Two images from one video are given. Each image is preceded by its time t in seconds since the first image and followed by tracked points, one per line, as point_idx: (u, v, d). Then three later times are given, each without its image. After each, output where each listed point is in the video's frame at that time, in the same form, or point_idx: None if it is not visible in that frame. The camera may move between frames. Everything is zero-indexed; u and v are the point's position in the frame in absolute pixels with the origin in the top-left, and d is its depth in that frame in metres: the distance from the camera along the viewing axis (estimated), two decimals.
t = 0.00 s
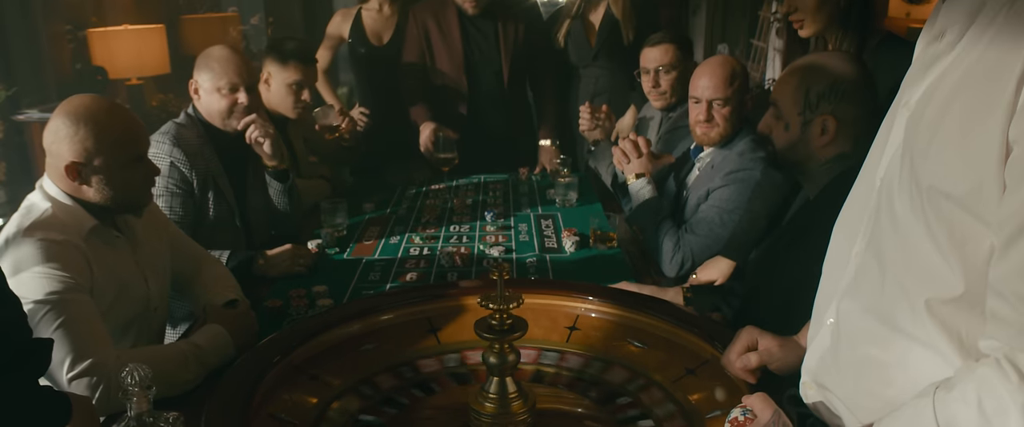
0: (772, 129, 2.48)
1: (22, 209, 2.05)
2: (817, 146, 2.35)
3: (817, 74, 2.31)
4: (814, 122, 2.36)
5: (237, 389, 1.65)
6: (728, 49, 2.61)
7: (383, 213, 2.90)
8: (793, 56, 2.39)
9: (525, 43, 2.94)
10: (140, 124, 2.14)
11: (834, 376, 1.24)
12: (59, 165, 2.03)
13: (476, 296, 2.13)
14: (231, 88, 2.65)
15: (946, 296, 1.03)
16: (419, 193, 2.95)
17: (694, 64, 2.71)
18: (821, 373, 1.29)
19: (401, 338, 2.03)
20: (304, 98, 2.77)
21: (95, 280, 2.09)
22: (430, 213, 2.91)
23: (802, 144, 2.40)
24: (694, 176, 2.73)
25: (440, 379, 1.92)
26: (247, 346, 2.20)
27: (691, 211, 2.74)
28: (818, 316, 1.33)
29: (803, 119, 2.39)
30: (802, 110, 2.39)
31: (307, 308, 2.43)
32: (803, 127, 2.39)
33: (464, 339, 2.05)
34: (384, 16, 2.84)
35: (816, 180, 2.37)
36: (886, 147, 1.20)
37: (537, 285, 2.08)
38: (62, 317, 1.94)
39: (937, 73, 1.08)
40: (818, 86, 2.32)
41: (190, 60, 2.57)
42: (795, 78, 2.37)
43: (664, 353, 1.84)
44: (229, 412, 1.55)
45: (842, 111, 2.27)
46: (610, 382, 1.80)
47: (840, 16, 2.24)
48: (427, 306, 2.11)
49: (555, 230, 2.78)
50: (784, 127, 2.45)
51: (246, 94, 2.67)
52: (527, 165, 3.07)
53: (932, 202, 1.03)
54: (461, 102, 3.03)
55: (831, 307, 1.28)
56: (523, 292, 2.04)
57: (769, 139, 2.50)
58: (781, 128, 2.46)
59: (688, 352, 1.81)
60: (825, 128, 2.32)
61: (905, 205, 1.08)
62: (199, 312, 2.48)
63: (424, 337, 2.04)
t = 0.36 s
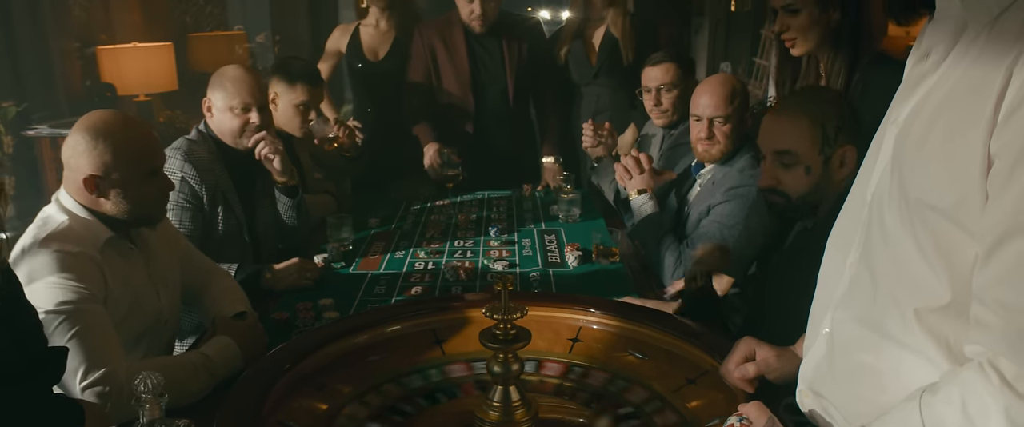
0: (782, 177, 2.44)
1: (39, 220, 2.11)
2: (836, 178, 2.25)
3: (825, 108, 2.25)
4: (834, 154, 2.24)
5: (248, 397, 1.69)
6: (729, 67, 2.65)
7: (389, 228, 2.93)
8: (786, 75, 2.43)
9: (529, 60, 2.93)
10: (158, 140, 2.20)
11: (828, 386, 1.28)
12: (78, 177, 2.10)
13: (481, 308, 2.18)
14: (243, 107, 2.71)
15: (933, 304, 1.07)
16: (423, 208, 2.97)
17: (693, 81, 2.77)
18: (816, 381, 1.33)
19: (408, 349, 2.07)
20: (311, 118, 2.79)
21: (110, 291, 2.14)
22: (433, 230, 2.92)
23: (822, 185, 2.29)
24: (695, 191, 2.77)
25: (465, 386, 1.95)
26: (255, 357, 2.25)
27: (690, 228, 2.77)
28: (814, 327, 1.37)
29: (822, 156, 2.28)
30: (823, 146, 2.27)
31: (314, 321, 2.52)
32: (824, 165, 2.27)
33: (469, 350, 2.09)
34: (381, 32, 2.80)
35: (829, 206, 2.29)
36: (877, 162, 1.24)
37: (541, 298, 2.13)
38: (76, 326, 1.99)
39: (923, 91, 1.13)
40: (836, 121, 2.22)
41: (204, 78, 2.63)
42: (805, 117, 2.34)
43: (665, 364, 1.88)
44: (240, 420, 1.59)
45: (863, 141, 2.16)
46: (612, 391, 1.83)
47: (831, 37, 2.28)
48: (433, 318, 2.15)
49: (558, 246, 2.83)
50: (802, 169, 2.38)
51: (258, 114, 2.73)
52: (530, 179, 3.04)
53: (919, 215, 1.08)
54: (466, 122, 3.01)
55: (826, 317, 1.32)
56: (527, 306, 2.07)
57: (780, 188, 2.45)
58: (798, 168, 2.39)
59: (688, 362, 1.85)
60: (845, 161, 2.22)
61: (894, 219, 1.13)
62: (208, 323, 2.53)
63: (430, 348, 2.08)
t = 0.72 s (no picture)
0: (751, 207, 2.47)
1: (56, 226, 2.15)
2: (807, 209, 2.26)
3: (802, 140, 2.29)
4: (808, 185, 2.25)
5: (260, 399, 1.73)
6: (734, 77, 2.65)
7: (397, 236, 2.96)
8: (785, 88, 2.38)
9: (534, 71, 3.00)
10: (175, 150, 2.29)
11: (824, 385, 1.32)
12: (97, 184, 2.14)
13: (489, 313, 2.22)
14: (252, 116, 2.76)
15: (923, 305, 1.12)
16: (430, 216, 3.02)
17: (696, 93, 2.80)
18: (812, 381, 1.37)
19: (416, 352, 2.11)
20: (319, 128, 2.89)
21: (123, 296, 2.20)
22: (441, 237, 2.95)
23: (794, 216, 2.30)
24: (698, 201, 2.78)
25: (466, 388, 2.00)
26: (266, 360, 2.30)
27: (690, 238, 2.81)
28: (810, 328, 1.42)
29: (793, 191, 2.29)
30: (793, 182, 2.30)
31: (322, 326, 2.48)
32: (794, 198, 2.30)
33: (477, 354, 2.13)
34: (386, 42, 2.88)
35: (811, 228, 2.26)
36: (870, 169, 1.28)
37: (547, 304, 2.17)
38: (93, 328, 2.04)
39: (914, 101, 1.17)
40: (806, 155, 2.26)
41: (214, 87, 2.68)
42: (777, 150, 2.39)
43: (667, 368, 1.92)
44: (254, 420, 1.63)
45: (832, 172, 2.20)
46: (616, 394, 1.87)
47: (825, 47, 2.22)
48: (441, 323, 2.20)
49: (564, 254, 2.83)
50: (774, 202, 2.39)
51: (266, 122, 2.78)
52: (536, 189, 3.08)
53: (910, 220, 1.12)
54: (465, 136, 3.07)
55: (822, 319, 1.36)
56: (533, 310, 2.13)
57: (751, 220, 2.48)
58: (768, 202, 2.41)
59: (690, 366, 1.89)
60: (816, 194, 2.23)
61: (886, 224, 1.17)
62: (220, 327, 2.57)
63: (438, 352, 2.13)
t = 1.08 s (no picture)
0: (728, 210, 2.71)
1: (67, 237, 2.19)
2: (779, 222, 2.56)
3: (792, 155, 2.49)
4: (775, 202, 2.56)
5: (267, 408, 1.78)
6: (735, 95, 2.72)
7: (399, 252, 2.98)
8: (783, 102, 2.51)
9: (535, 89, 2.98)
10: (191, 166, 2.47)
11: (815, 390, 1.38)
12: (113, 193, 2.26)
13: (491, 325, 2.27)
14: (255, 135, 2.71)
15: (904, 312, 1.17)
16: (433, 233, 3.01)
17: (694, 110, 2.86)
18: (803, 388, 1.42)
19: (420, 362, 2.16)
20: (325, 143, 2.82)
21: (132, 306, 2.26)
22: (443, 252, 2.98)
23: (765, 224, 2.60)
24: (696, 216, 2.85)
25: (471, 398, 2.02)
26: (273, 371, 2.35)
27: (679, 251, 2.89)
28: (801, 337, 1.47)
29: (763, 200, 2.60)
30: (762, 192, 2.60)
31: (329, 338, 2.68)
32: (764, 208, 2.60)
33: (480, 365, 2.16)
34: (393, 62, 2.84)
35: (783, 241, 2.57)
36: (854, 183, 1.34)
37: (548, 316, 2.22)
38: (104, 338, 2.13)
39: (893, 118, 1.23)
40: (779, 169, 2.56)
41: (216, 105, 2.63)
42: (749, 162, 2.64)
43: (666, 378, 1.96)
44: None
45: (802, 190, 2.50)
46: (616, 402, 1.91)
47: (825, 64, 2.34)
48: (444, 334, 2.24)
49: (565, 268, 2.92)
50: (743, 208, 2.67)
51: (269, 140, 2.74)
52: (537, 205, 3.08)
53: (891, 231, 1.18)
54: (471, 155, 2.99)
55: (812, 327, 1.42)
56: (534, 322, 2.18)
57: (725, 221, 2.73)
58: (740, 207, 2.68)
59: (688, 376, 1.95)
60: (785, 208, 2.54)
61: (868, 235, 1.23)
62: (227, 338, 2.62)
63: (442, 363, 2.17)
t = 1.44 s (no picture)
0: (725, 238, 2.88)
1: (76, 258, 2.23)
2: (772, 242, 2.76)
3: (785, 183, 2.70)
4: (766, 223, 2.77)
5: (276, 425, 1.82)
6: (735, 119, 2.82)
7: (403, 273, 3.01)
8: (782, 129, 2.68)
9: (534, 112, 2.97)
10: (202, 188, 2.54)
11: (808, 405, 1.42)
12: (125, 217, 2.31)
13: (494, 345, 2.32)
14: (257, 166, 2.71)
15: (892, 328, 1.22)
16: (436, 257, 3.03)
17: (695, 133, 2.94)
18: (797, 404, 1.47)
19: (425, 380, 2.20)
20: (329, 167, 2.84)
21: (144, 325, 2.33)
22: (447, 274, 3.02)
23: (759, 247, 2.79)
24: (697, 238, 2.98)
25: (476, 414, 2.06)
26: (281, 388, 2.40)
27: (678, 271, 3.01)
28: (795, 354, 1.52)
29: (754, 225, 2.79)
30: (753, 217, 2.80)
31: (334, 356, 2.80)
32: (757, 232, 2.79)
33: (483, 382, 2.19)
34: (400, 87, 2.87)
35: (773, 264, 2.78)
36: (842, 204, 1.39)
37: (550, 336, 2.27)
38: (115, 356, 2.24)
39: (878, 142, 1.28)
40: (763, 193, 2.77)
41: (220, 129, 2.64)
42: (737, 188, 2.83)
43: (665, 395, 2.00)
44: None
45: (789, 209, 2.71)
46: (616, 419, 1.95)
47: (825, 88, 2.51)
48: (448, 354, 2.29)
49: (567, 289, 3.00)
50: (737, 235, 2.84)
51: (272, 171, 2.73)
52: (538, 227, 3.05)
53: (877, 250, 1.23)
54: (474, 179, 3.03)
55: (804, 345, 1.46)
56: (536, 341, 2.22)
57: (724, 247, 2.90)
58: (734, 235, 2.85)
59: (687, 393, 1.98)
60: (777, 227, 2.74)
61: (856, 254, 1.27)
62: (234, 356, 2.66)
63: (446, 381, 2.20)
